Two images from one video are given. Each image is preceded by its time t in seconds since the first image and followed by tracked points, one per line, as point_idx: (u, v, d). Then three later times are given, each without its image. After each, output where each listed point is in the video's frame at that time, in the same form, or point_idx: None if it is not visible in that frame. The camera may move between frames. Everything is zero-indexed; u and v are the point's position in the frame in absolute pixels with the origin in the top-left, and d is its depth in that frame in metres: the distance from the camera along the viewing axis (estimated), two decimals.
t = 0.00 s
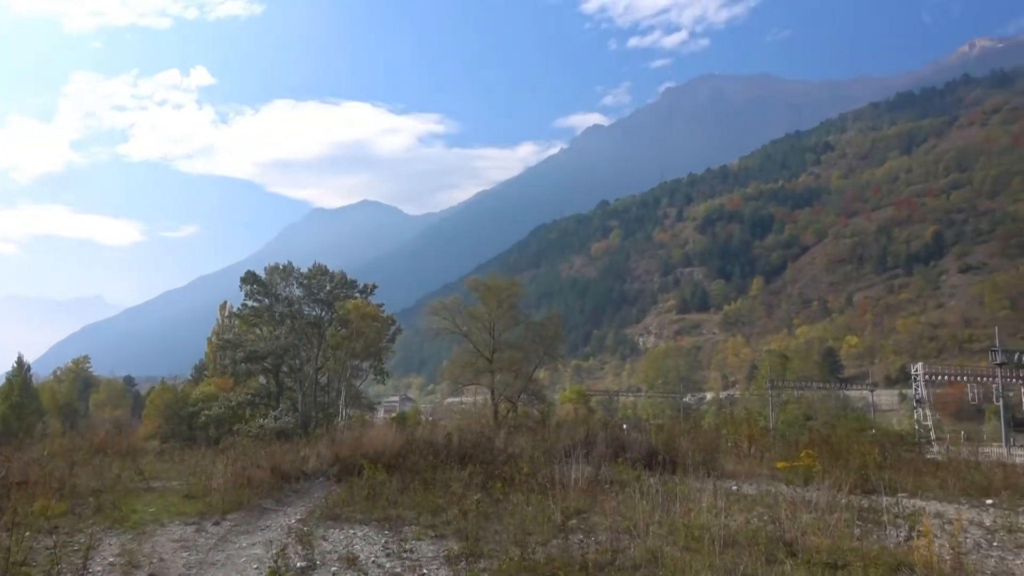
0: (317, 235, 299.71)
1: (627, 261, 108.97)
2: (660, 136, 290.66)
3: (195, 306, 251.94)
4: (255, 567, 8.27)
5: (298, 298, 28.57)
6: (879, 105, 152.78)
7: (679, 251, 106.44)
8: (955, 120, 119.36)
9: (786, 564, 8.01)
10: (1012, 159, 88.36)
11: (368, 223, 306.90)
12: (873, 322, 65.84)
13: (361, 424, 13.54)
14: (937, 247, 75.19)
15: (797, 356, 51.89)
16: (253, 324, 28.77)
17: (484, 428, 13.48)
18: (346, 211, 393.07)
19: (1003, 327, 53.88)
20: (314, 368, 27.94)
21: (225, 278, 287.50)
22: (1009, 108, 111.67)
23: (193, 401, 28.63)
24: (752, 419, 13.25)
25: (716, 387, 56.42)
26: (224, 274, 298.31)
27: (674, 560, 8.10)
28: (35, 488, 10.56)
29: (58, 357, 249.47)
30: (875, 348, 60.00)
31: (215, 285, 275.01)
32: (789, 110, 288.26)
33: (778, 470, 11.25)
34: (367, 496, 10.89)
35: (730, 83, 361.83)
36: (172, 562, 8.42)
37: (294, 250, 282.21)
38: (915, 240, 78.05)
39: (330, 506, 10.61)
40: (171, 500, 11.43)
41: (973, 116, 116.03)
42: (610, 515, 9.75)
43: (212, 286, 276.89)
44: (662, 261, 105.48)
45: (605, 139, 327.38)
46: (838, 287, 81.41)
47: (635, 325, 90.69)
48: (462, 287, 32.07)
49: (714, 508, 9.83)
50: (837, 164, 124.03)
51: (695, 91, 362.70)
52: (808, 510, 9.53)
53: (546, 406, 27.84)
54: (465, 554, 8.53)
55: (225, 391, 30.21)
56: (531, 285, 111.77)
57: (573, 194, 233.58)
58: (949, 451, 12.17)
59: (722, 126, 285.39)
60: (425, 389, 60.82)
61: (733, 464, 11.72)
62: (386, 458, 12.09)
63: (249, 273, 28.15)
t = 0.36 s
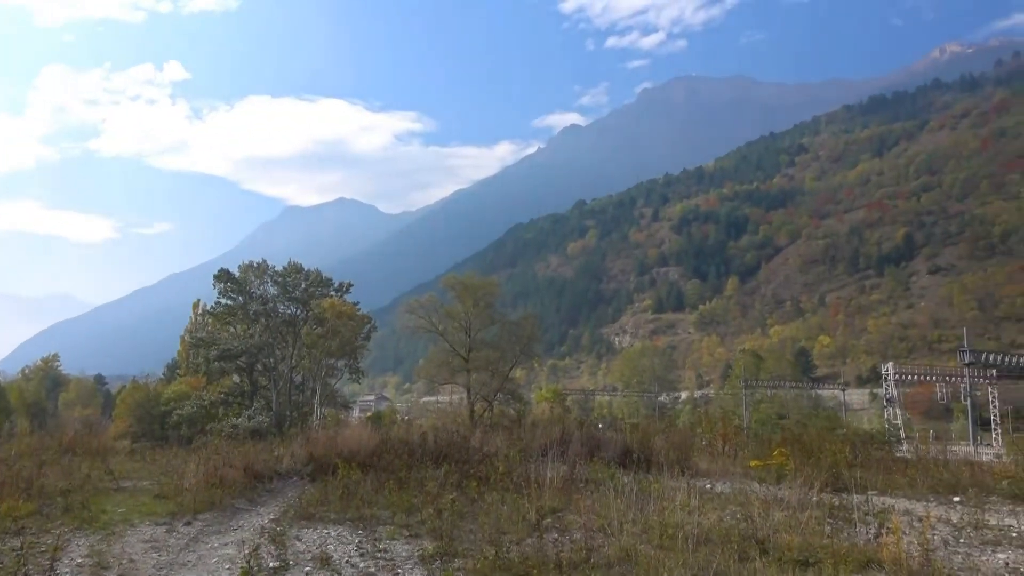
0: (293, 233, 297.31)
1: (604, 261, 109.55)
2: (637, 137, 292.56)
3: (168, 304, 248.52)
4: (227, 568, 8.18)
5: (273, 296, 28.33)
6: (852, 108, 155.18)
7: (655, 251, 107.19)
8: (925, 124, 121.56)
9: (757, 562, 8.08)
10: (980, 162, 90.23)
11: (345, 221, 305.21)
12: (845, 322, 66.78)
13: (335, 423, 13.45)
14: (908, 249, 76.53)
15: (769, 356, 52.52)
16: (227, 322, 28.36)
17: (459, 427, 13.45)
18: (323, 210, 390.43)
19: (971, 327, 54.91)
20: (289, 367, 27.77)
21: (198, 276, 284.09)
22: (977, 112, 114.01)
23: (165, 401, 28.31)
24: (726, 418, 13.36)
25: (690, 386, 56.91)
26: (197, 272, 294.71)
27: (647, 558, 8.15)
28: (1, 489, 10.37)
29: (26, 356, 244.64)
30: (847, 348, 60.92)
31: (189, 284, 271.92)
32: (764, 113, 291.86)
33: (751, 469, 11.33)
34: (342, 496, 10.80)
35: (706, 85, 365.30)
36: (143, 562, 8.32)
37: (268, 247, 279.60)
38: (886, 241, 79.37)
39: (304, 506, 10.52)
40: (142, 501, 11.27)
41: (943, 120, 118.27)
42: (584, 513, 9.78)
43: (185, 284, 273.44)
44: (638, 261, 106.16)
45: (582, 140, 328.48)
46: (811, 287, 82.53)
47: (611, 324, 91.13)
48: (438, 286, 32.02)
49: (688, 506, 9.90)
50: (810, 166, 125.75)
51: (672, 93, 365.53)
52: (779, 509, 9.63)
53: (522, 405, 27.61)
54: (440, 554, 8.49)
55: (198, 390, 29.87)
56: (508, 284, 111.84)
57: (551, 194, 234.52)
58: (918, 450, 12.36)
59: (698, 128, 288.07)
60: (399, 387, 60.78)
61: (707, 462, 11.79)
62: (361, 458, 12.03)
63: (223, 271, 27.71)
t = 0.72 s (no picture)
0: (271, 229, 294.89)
1: (582, 260, 110.08)
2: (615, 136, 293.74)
3: (142, 301, 245.34)
4: (200, 567, 8.08)
5: (248, 293, 27.94)
6: (827, 109, 157.33)
7: (633, 250, 107.87)
8: (899, 126, 123.55)
9: (731, 557, 8.16)
10: (951, 164, 91.95)
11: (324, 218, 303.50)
12: (819, 322, 67.66)
13: (311, 422, 13.34)
14: (881, 249, 77.76)
15: (744, 355, 53.10)
16: (201, 320, 27.97)
17: (436, 424, 13.43)
18: (300, 206, 387.71)
19: (942, 327, 55.85)
20: (265, 364, 27.59)
21: (174, 272, 280.72)
22: (948, 114, 116.03)
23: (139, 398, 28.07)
24: (702, 415, 13.46)
25: (666, 384, 57.38)
26: (173, 268, 291.23)
27: (623, 554, 8.19)
28: None
29: None
30: (820, 346, 61.72)
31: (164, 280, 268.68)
32: (741, 113, 294.65)
33: (726, 466, 11.41)
34: (318, 494, 10.72)
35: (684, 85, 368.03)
36: (115, 562, 8.20)
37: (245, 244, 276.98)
38: (860, 241, 80.54)
39: (279, 504, 10.44)
40: (114, 500, 11.11)
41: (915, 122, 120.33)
42: (561, 511, 9.82)
43: (161, 280, 270.12)
44: (615, 260, 106.73)
45: (561, 138, 329.15)
46: (786, 286, 83.53)
47: (589, 322, 91.54)
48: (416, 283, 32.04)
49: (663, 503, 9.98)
50: (786, 166, 127.31)
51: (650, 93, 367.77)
52: (753, 505, 9.73)
53: (500, 405, 27.68)
54: (416, 551, 8.46)
55: (172, 387, 29.52)
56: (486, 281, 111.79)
57: (530, 193, 235.23)
58: (890, 447, 12.53)
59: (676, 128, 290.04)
60: (377, 385, 60.73)
61: (683, 459, 11.86)
62: (338, 456, 11.96)
63: (197, 268, 27.22)
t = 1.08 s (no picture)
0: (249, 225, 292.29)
1: (561, 258, 110.33)
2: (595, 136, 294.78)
3: (117, 298, 242.10)
4: (174, 567, 7.98)
5: (225, 290, 27.75)
6: (804, 111, 159.33)
7: (612, 249, 108.42)
8: (875, 128, 125.41)
9: (706, 555, 8.22)
10: (925, 166, 93.64)
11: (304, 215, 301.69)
12: (795, 321, 68.43)
13: (289, 420, 13.24)
14: (857, 249, 78.87)
15: (720, 353, 53.51)
16: (177, 317, 27.70)
17: (414, 422, 13.40)
18: (279, 203, 384.94)
19: (916, 327, 56.73)
20: (242, 362, 27.33)
21: (150, 269, 277.39)
22: (923, 117, 117.81)
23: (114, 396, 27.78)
24: (680, 413, 13.57)
25: (643, 383, 57.77)
26: (149, 265, 287.61)
27: (599, 552, 8.21)
28: None
29: None
30: (796, 345, 62.35)
31: (139, 277, 265.40)
32: (720, 114, 297.23)
33: (703, 463, 11.47)
34: (294, 493, 10.65)
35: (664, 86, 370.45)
36: (87, 562, 8.10)
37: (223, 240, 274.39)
38: (836, 242, 81.49)
39: (255, 503, 10.37)
40: (87, 499, 10.96)
41: (891, 125, 122.18)
42: (539, 509, 9.83)
43: (136, 277, 266.78)
44: (595, 259, 107.18)
45: (541, 137, 329.53)
46: (763, 286, 84.44)
47: (568, 320, 91.86)
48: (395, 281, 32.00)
49: (641, 501, 10.02)
50: (764, 167, 128.63)
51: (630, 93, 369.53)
52: (729, 503, 9.78)
53: (478, 402, 27.54)
54: (393, 550, 8.42)
55: (147, 385, 29.28)
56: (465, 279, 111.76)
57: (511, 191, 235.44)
58: (863, 445, 12.69)
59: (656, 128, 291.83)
60: (354, 383, 60.65)
61: (661, 457, 11.91)
62: (315, 454, 11.89)
63: (173, 265, 26.99)
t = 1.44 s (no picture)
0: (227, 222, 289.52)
1: (540, 257, 110.59)
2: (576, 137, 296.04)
3: (90, 295, 238.66)
4: (146, 567, 7.90)
5: (201, 287, 27.89)
6: (781, 113, 161.16)
7: (591, 249, 108.88)
8: (851, 132, 127.22)
9: (682, 554, 8.25)
10: (899, 169, 95.21)
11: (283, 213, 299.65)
12: (772, 322, 69.16)
13: (265, 418, 13.16)
14: (832, 250, 79.91)
15: (697, 353, 53.91)
16: (151, 315, 27.43)
17: (391, 421, 13.36)
18: (257, 200, 381.93)
19: (889, 327, 57.60)
20: (217, 360, 27.16)
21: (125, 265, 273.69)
22: (898, 121, 119.46)
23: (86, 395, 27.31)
24: (657, 412, 13.64)
25: (621, 382, 58.10)
26: (123, 261, 283.77)
27: (576, 552, 8.20)
28: None
29: None
30: (772, 345, 62.94)
31: (114, 274, 261.79)
32: (699, 117, 299.76)
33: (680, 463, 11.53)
34: (269, 492, 10.58)
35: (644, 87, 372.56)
36: (57, 563, 7.98)
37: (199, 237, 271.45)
38: (812, 243, 82.52)
39: (230, 503, 10.27)
40: (57, 498, 10.81)
41: (867, 129, 123.95)
42: (515, 508, 9.83)
43: (111, 274, 263.21)
44: (574, 259, 107.55)
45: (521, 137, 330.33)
46: (740, 287, 85.30)
47: (547, 319, 92.12)
48: (373, 280, 31.87)
49: (617, 500, 10.04)
50: (742, 169, 129.92)
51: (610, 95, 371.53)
52: (706, 503, 9.82)
53: (455, 401, 27.43)
54: (368, 550, 8.38)
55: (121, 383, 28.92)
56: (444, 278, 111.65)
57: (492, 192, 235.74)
58: (838, 445, 12.80)
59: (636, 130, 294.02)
60: (331, 381, 60.51)
61: (638, 457, 11.94)
62: (290, 454, 11.81)
63: (149, 261, 27.02)
